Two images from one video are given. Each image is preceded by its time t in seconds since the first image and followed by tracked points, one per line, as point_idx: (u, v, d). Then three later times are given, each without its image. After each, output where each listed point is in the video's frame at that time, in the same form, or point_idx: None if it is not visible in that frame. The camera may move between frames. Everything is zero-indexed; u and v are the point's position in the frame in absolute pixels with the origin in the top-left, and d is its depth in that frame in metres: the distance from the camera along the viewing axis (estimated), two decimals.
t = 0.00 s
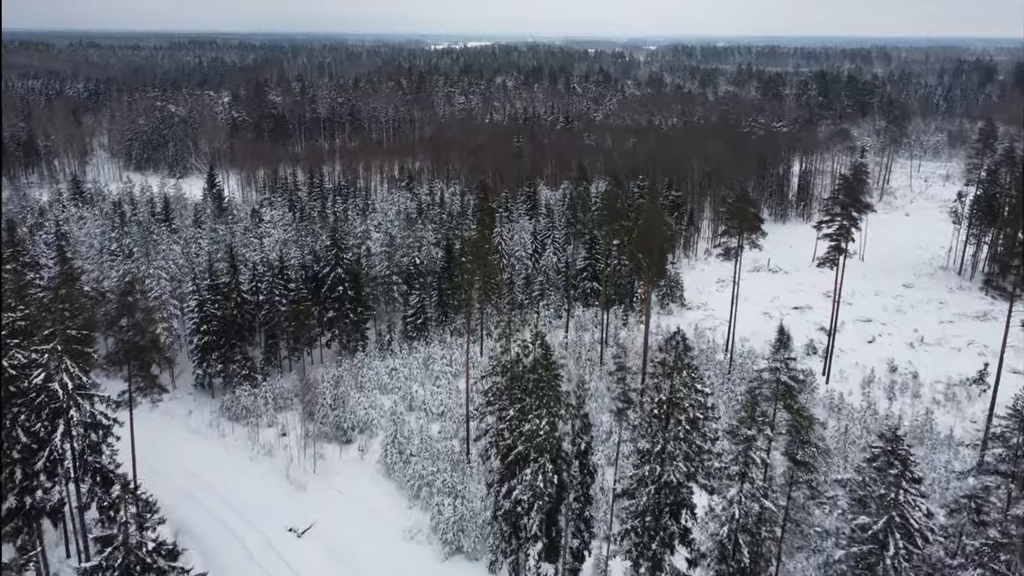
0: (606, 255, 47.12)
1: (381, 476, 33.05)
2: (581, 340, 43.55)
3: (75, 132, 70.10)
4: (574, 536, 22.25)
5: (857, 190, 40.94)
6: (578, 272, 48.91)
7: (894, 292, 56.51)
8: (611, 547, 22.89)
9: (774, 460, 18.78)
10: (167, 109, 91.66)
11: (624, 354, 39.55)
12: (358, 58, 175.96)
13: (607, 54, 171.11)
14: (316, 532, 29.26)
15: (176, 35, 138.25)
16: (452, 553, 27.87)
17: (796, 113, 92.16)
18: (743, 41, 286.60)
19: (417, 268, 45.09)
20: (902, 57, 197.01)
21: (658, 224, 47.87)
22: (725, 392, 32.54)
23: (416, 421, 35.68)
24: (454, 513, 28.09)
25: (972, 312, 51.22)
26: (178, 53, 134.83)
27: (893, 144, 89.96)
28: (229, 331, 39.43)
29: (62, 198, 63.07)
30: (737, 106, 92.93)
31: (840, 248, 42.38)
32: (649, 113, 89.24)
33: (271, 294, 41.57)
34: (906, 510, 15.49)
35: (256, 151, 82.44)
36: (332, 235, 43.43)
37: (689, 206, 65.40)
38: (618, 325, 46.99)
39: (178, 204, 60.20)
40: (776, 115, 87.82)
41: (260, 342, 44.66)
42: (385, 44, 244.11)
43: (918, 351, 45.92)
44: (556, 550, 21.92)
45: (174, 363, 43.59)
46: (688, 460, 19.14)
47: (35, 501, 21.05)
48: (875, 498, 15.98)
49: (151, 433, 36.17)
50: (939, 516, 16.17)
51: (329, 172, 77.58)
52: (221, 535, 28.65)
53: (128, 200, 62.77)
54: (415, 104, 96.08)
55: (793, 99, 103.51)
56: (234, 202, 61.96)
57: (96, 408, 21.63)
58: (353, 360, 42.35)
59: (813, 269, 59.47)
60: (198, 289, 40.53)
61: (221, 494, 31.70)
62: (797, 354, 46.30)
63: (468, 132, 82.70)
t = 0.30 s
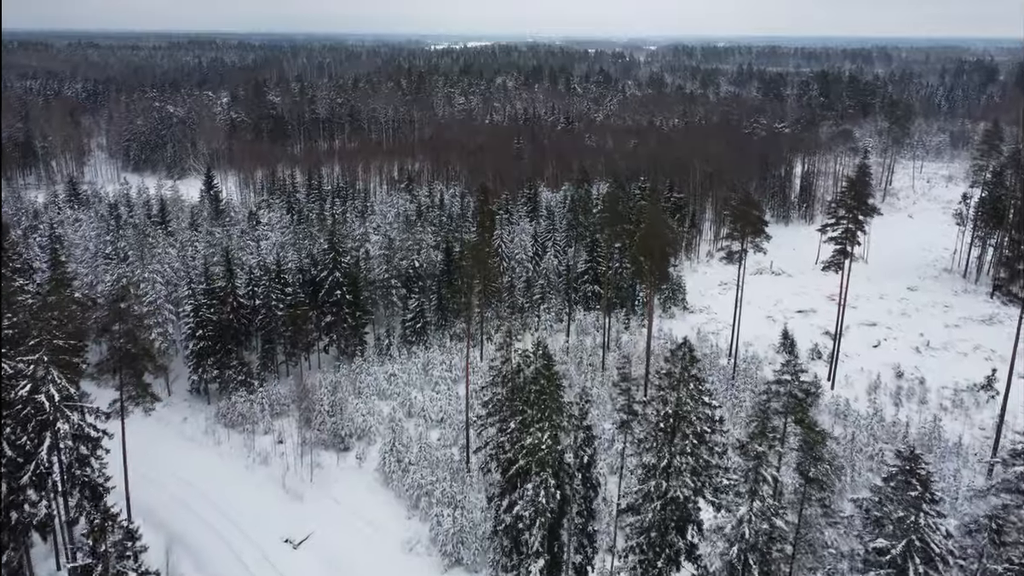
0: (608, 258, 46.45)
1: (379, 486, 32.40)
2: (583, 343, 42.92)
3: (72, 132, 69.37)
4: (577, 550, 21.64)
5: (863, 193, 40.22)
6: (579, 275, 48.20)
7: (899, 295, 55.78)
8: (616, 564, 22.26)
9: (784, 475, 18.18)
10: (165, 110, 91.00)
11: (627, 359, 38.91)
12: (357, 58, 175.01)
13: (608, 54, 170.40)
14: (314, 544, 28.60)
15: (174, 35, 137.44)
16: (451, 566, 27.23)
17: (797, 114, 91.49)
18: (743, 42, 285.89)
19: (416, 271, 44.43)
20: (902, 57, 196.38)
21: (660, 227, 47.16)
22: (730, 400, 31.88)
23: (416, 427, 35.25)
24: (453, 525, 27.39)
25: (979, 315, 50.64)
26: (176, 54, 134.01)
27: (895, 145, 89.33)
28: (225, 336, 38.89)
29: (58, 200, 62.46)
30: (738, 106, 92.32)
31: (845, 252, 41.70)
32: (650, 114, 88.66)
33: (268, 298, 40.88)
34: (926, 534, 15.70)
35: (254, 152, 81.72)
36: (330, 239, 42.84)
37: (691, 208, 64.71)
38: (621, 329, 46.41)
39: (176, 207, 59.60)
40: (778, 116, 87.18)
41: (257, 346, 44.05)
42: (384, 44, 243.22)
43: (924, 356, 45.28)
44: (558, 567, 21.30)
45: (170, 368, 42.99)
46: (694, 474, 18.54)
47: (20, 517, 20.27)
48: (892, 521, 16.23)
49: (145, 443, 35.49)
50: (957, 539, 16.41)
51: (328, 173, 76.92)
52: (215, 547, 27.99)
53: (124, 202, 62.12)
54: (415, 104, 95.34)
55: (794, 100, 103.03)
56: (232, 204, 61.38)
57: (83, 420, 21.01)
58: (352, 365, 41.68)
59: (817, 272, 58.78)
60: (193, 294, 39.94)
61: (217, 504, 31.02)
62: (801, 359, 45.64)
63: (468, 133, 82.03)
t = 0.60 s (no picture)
0: (610, 261, 45.82)
1: (377, 495, 31.75)
2: (585, 347, 42.35)
3: (69, 133, 68.78)
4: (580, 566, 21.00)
5: (870, 196, 39.52)
6: (580, 278, 47.50)
7: (904, 298, 55.18)
8: None
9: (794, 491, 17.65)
10: (163, 110, 90.26)
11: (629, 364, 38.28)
12: (356, 58, 174.36)
13: (608, 54, 169.77)
14: (309, 556, 27.91)
15: (173, 35, 136.74)
16: None
17: (799, 114, 90.85)
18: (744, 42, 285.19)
19: (415, 275, 43.83)
20: (903, 57, 195.78)
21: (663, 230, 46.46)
22: (734, 408, 31.25)
23: (416, 434, 34.68)
24: (452, 537, 26.75)
25: (985, 319, 50.01)
26: (174, 54, 133.38)
27: (898, 146, 88.71)
28: (220, 341, 38.25)
29: (54, 202, 61.84)
30: (740, 107, 91.72)
31: (851, 256, 41.02)
32: (651, 115, 88.02)
33: (265, 302, 40.21)
34: (948, 559, 16.27)
35: (252, 153, 81.06)
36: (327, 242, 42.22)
37: (692, 209, 64.04)
38: (622, 333, 45.85)
39: (173, 208, 59.01)
40: (780, 117, 86.49)
41: (254, 351, 43.44)
42: (384, 45, 242.67)
43: (930, 360, 44.68)
44: None
45: (166, 373, 42.37)
46: (702, 489, 17.92)
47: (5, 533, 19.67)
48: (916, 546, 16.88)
49: (140, 452, 34.84)
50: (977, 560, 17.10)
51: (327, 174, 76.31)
52: (209, 560, 27.33)
53: (121, 203, 61.49)
54: (415, 105, 94.71)
55: (796, 100, 102.41)
56: (229, 206, 60.78)
57: (71, 432, 20.39)
58: (350, 370, 41.07)
59: (821, 275, 58.13)
60: (189, 299, 39.35)
61: (211, 514, 30.36)
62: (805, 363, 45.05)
63: (468, 134, 81.37)
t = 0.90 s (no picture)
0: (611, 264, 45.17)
1: (376, 504, 31.12)
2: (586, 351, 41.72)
3: (66, 134, 68.17)
4: None
5: (877, 198, 38.81)
6: (581, 281, 46.65)
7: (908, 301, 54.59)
8: None
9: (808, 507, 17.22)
10: (161, 110, 89.46)
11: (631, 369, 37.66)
12: (355, 58, 173.72)
13: (608, 54, 169.13)
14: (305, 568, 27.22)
15: (171, 34, 136.11)
16: None
17: (801, 114, 90.20)
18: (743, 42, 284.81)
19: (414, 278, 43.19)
20: (903, 57, 195.28)
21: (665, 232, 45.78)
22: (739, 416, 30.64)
23: (414, 442, 34.05)
24: (451, 549, 26.08)
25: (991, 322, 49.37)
26: (172, 54, 132.60)
27: (901, 146, 88.08)
28: (216, 346, 37.61)
29: (50, 203, 61.16)
30: (742, 108, 91.07)
31: (858, 259, 40.32)
32: (652, 115, 87.35)
33: (261, 306, 39.49)
34: None
35: (250, 154, 80.34)
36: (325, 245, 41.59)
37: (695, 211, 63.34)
38: (624, 337, 45.22)
39: (169, 210, 58.35)
40: (782, 117, 85.78)
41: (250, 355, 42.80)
42: (383, 45, 242.20)
43: (936, 364, 44.07)
44: None
45: (161, 379, 41.76)
46: (710, 505, 17.32)
47: None
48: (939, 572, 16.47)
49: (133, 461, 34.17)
50: None
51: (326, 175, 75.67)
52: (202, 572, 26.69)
53: (117, 205, 60.85)
54: (414, 105, 94.00)
55: (798, 101, 101.76)
56: (227, 207, 60.16)
57: (56, 446, 19.76)
58: (348, 375, 40.46)
59: (824, 277, 57.50)
60: (184, 303, 38.71)
61: (206, 524, 29.70)
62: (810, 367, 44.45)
63: (468, 134, 80.70)
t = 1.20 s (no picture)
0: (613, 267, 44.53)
1: (374, 513, 30.49)
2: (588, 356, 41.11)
3: (62, 134, 67.46)
4: None
5: (884, 200, 38.13)
6: (583, 284, 45.96)
7: (913, 303, 53.97)
8: None
9: (819, 524, 16.67)
10: (159, 111, 88.78)
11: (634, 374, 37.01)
12: (355, 58, 173.08)
13: (609, 53, 168.48)
14: None
15: (170, 34, 135.44)
16: None
17: (804, 115, 89.54)
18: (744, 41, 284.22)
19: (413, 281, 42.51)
20: (904, 57, 194.74)
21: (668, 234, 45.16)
22: (744, 424, 30.00)
23: (412, 449, 33.37)
24: (451, 562, 25.37)
25: (998, 326, 48.69)
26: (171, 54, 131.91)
27: (904, 147, 87.40)
28: (211, 351, 36.95)
29: (45, 205, 60.55)
30: (744, 108, 90.36)
31: (864, 262, 39.63)
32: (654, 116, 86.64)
33: (257, 311, 38.81)
34: None
35: (248, 154, 79.70)
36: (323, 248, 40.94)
37: (697, 212, 62.64)
38: (626, 340, 44.54)
39: (165, 212, 57.66)
40: (785, 118, 85.11)
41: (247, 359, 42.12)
42: (383, 45, 241.61)
43: (942, 369, 43.43)
44: None
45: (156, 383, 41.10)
46: (719, 521, 16.71)
47: None
48: None
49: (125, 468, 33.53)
50: None
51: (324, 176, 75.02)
52: None
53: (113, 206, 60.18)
54: (414, 105, 93.36)
55: (800, 101, 101.05)
56: (223, 209, 59.52)
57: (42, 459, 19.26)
58: (346, 380, 39.82)
59: (828, 279, 56.85)
60: (179, 307, 38.02)
61: (199, 534, 29.07)
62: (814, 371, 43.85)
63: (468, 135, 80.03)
